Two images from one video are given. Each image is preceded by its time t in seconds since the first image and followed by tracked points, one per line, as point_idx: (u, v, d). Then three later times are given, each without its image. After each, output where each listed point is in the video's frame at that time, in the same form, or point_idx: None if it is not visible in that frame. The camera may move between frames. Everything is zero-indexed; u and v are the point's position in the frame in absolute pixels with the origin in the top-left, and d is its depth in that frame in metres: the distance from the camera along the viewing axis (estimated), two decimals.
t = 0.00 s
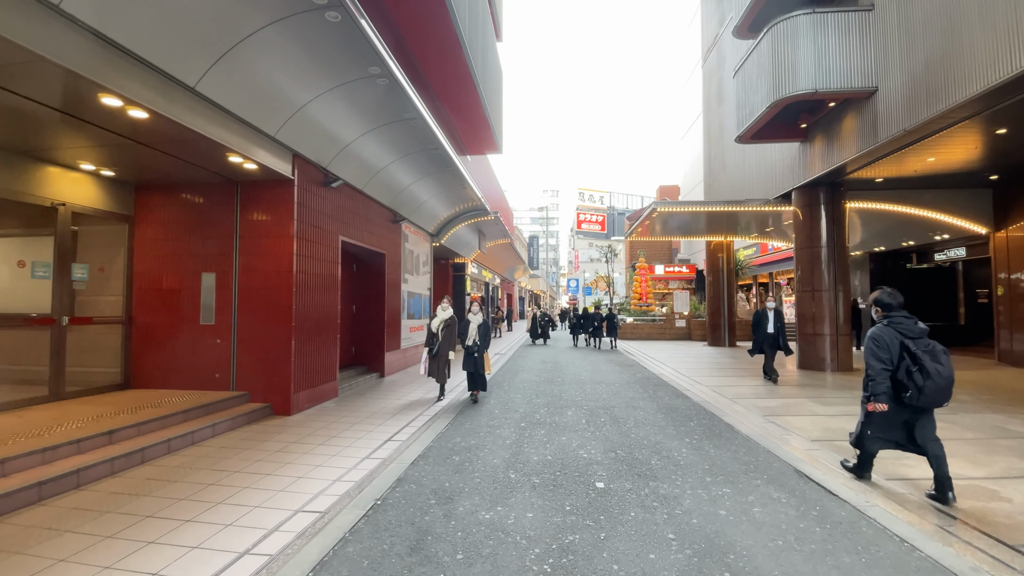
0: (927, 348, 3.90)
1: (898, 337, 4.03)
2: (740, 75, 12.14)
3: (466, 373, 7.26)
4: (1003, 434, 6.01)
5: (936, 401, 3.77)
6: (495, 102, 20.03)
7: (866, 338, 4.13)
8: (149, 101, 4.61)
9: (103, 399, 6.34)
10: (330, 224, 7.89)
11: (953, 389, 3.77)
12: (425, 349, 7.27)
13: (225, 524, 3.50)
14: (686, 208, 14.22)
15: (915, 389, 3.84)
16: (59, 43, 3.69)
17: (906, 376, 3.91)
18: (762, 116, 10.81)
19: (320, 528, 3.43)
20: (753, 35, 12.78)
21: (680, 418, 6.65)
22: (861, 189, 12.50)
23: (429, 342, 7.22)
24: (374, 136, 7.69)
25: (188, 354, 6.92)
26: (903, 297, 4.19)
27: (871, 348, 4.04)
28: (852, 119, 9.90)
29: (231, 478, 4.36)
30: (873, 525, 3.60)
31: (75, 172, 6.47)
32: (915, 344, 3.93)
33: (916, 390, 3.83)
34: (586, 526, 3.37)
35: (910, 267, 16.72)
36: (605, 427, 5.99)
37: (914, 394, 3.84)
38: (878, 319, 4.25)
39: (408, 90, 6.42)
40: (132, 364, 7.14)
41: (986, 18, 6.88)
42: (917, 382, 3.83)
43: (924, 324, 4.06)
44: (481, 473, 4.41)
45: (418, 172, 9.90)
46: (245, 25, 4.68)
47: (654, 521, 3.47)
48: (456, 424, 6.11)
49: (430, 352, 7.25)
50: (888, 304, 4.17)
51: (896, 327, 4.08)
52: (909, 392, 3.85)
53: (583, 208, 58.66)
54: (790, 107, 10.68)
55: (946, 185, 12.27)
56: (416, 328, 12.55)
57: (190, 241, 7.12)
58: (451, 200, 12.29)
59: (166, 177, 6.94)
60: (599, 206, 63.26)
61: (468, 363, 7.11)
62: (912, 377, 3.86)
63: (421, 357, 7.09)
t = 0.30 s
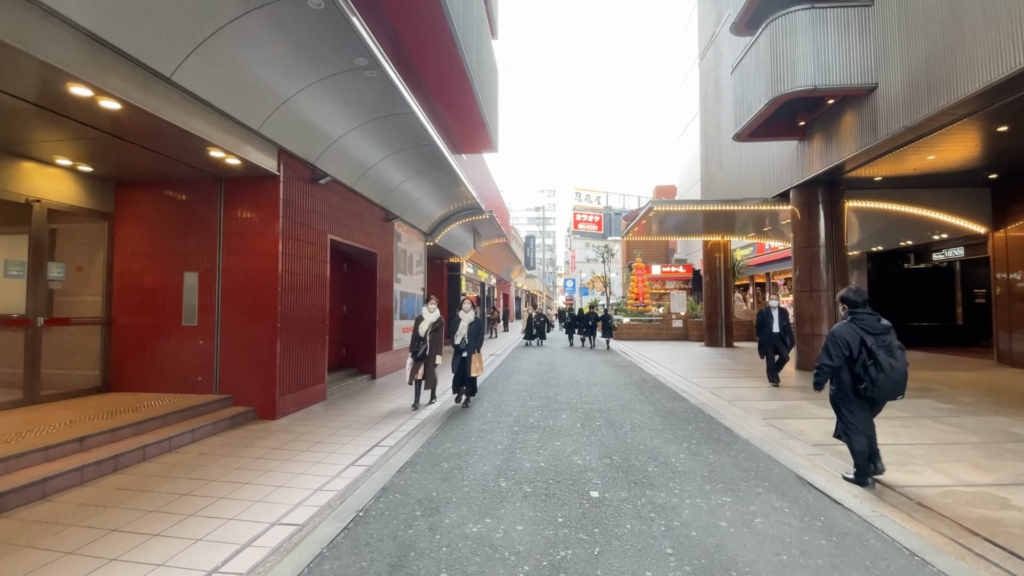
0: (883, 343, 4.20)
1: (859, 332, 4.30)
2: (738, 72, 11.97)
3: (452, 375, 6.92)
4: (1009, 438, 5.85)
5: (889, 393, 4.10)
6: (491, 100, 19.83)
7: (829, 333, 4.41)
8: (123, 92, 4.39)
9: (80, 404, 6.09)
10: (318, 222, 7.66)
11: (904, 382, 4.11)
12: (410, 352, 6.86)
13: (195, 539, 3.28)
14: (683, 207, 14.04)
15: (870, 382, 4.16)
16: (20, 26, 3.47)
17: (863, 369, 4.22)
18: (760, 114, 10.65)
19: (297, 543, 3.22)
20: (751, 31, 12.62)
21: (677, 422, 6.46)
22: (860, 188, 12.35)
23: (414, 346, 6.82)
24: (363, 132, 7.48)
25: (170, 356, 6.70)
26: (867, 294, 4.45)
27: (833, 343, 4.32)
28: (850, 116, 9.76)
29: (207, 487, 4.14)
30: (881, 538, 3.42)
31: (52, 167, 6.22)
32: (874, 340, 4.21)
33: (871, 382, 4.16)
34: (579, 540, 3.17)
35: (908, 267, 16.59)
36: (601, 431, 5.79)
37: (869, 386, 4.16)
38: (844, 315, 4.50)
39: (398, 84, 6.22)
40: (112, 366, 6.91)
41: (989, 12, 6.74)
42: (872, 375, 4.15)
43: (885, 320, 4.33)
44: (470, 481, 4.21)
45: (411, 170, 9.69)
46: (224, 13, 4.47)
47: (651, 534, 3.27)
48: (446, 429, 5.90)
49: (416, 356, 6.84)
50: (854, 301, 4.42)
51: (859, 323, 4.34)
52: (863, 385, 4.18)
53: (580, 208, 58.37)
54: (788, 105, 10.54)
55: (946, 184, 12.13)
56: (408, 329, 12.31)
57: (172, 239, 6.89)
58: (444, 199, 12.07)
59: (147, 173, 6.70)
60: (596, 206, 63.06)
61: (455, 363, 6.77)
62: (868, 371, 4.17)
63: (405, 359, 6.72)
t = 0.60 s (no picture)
0: (863, 347, 4.24)
1: (840, 336, 4.37)
2: (741, 68, 11.75)
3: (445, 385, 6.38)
4: None
5: (866, 395, 4.12)
6: (491, 99, 19.65)
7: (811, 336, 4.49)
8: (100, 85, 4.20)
9: (64, 408, 5.89)
10: (311, 221, 7.48)
11: (883, 385, 4.12)
12: (399, 356, 6.51)
13: (168, 557, 3.08)
14: (685, 206, 13.83)
15: (848, 383, 4.20)
16: None
17: (841, 371, 4.27)
18: (764, 111, 10.43)
19: (276, 561, 3.03)
20: (754, 27, 12.42)
21: (680, 426, 6.26)
22: (866, 187, 12.12)
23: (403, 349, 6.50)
24: (357, 128, 7.29)
25: (157, 359, 6.51)
26: (853, 301, 4.52)
27: (812, 345, 4.39)
28: (856, 113, 9.55)
29: (188, 498, 3.95)
30: (899, 554, 3.22)
31: (34, 165, 6.02)
32: (853, 344, 4.27)
33: (849, 383, 4.20)
34: (577, 558, 2.97)
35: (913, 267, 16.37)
36: (601, 437, 5.60)
37: (846, 388, 4.20)
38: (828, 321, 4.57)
39: (392, 78, 6.02)
40: (98, 370, 6.72)
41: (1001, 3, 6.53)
42: (849, 377, 4.19)
43: (868, 327, 4.38)
44: (463, 491, 4.01)
45: (408, 168, 9.49)
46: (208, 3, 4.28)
47: (655, 552, 3.07)
48: (440, 434, 5.70)
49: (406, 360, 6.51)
50: (837, 306, 4.52)
51: (840, 328, 4.42)
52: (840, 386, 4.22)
53: (581, 208, 58.12)
54: (792, 102, 10.33)
55: (954, 182, 11.89)
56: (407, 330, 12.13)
57: (159, 239, 6.70)
58: (442, 198, 11.86)
59: (134, 170, 6.51)
60: (597, 206, 62.83)
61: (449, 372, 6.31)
62: (845, 373, 4.22)
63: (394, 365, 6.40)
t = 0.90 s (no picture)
0: (855, 343, 4.40)
1: (833, 332, 4.52)
2: (750, 61, 11.49)
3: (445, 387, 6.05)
4: None
5: (858, 389, 4.30)
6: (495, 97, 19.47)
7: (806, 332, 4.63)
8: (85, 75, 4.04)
9: (55, 409, 5.75)
10: (309, 218, 7.30)
11: (873, 379, 4.31)
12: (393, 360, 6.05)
13: (147, 569, 2.90)
14: (692, 203, 13.59)
15: (841, 377, 4.37)
16: None
17: (834, 366, 4.44)
18: (773, 106, 10.19)
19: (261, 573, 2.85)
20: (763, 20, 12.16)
21: (689, 429, 6.05)
22: (878, 183, 11.84)
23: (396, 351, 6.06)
24: (356, 122, 7.12)
25: (152, 359, 6.36)
26: (843, 297, 4.68)
27: (808, 340, 4.53)
28: (870, 106, 9.28)
29: (174, 505, 3.78)
30: (927, 569, 3.00)
31: (25, 160, 5.88)
32: (845, 339, 4.44)
33: (842, 378, 4.37)
34: (581, 572, 2.78)
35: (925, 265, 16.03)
36: (607, 440, 5.40)
37: (840, 382, 4.37)
38: (820, 316, 4.72)
39: (390, 70, 5.85)
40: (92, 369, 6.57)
41: None
42: (843, 372, 4.36)
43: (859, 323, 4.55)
44: (462, 498, 3.82)
45: (409, 163, 9.29)
46: None
47: (664, 565, 2.86)
48: (440, 437, 5.51)
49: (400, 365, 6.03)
50: (829, 303, 4.65)
51: (833, 324, 4.57)
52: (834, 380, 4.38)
53: (585, 207, 57.64)
54: (803, 95, 10.09)
55: (968, 178, 11.59)
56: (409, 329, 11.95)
57: (153, 235, 6.54)
58: (444, 195, 11.66)
59: (127, 165, 6.36)
60: (602, 205, 62.48)
61: (448, 374, 5.94)
62: (839, 368, 4.39)
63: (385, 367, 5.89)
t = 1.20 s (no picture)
0: (840, 343, 4.55)
1: (820, 332, 4.67)
2: (758, 54, 11.21)
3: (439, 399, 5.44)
4: None
5: (843, 389, 4.46)
6: (497, 93, 19.23)
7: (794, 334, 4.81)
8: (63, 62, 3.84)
9: (41, 411, 5.57)
10: (305, 214, 7.09)
11: (858, 378, 4.45)
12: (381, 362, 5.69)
13: None
14: (699, 200, 13.32)
15: (827, 376, 4.53)
16: None
17: (820, 366, 4.59)
18: (783, 100, 9.91)
19: None
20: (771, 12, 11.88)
21: (698, 433, 5.81)
22: (890, 178, 11.54)
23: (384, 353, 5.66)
24: (353, 115, 6.90)
25: (142, 360, 6.16)
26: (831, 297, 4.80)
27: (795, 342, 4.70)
28: (883, 99, 9.01)
29: (155, 516, 3.57)
30: None
31: (12, 154, 5.67)
32: (831, 340, 4.58)
33: (827, 377, 4.52)
34: None
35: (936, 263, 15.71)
36: (613, 445, 5.17)
37: (825, 381, 4.53)
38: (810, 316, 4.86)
39: (387, 59, 5.63)
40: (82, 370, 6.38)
41: None
42: (827, 372, 4.52)
43: (847, 322, 4.68)
44: (459, 510, 3.60)
45: (408, 159, 9.07)
46: None
47: None
48: (439, 442, 5.30)
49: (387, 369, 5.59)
50: (817, 304, 4.79)
51: (821, 324, 4.72)
52: (818, 379, 4.55)
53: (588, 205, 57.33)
54: (812, 88, 9.81)
55: (983, 173, 11.28)
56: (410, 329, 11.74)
57: (143, 232, 6.35)
58: (445, 192, 11.44)
59: (117, 160, 6.16)
60: (606, 203, 62.11)
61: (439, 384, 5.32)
62: (823, 368, 4.55)
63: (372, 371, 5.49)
